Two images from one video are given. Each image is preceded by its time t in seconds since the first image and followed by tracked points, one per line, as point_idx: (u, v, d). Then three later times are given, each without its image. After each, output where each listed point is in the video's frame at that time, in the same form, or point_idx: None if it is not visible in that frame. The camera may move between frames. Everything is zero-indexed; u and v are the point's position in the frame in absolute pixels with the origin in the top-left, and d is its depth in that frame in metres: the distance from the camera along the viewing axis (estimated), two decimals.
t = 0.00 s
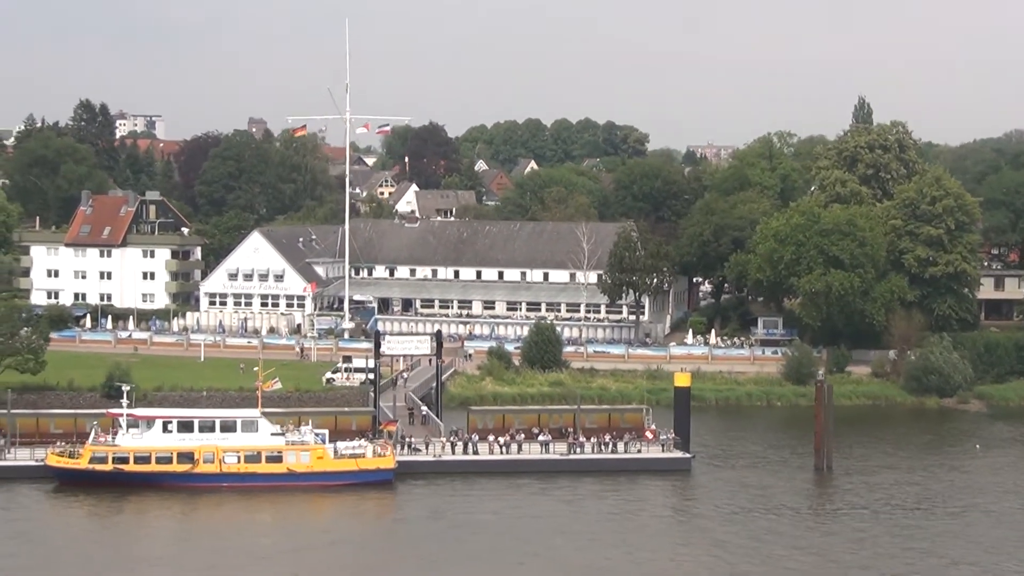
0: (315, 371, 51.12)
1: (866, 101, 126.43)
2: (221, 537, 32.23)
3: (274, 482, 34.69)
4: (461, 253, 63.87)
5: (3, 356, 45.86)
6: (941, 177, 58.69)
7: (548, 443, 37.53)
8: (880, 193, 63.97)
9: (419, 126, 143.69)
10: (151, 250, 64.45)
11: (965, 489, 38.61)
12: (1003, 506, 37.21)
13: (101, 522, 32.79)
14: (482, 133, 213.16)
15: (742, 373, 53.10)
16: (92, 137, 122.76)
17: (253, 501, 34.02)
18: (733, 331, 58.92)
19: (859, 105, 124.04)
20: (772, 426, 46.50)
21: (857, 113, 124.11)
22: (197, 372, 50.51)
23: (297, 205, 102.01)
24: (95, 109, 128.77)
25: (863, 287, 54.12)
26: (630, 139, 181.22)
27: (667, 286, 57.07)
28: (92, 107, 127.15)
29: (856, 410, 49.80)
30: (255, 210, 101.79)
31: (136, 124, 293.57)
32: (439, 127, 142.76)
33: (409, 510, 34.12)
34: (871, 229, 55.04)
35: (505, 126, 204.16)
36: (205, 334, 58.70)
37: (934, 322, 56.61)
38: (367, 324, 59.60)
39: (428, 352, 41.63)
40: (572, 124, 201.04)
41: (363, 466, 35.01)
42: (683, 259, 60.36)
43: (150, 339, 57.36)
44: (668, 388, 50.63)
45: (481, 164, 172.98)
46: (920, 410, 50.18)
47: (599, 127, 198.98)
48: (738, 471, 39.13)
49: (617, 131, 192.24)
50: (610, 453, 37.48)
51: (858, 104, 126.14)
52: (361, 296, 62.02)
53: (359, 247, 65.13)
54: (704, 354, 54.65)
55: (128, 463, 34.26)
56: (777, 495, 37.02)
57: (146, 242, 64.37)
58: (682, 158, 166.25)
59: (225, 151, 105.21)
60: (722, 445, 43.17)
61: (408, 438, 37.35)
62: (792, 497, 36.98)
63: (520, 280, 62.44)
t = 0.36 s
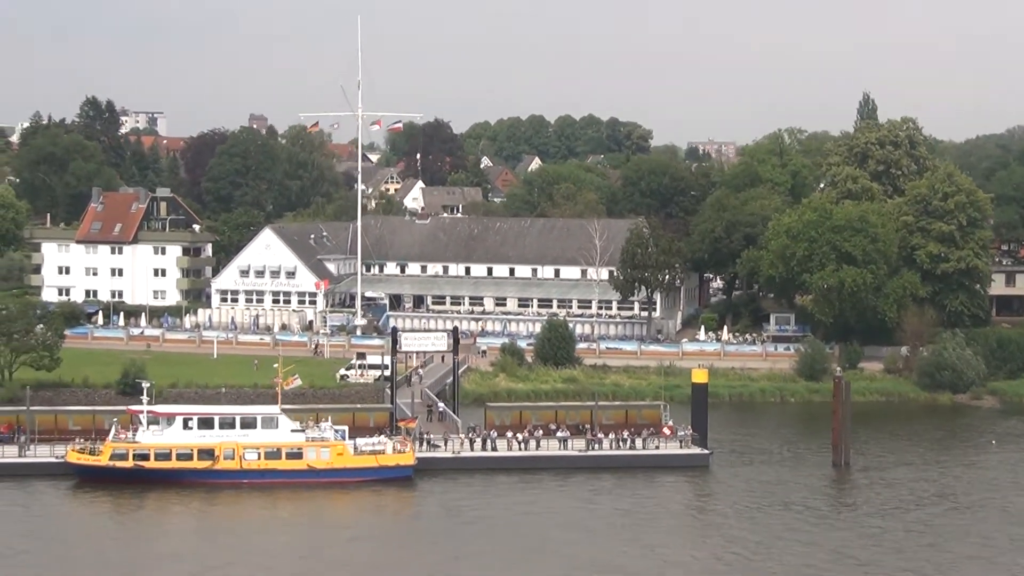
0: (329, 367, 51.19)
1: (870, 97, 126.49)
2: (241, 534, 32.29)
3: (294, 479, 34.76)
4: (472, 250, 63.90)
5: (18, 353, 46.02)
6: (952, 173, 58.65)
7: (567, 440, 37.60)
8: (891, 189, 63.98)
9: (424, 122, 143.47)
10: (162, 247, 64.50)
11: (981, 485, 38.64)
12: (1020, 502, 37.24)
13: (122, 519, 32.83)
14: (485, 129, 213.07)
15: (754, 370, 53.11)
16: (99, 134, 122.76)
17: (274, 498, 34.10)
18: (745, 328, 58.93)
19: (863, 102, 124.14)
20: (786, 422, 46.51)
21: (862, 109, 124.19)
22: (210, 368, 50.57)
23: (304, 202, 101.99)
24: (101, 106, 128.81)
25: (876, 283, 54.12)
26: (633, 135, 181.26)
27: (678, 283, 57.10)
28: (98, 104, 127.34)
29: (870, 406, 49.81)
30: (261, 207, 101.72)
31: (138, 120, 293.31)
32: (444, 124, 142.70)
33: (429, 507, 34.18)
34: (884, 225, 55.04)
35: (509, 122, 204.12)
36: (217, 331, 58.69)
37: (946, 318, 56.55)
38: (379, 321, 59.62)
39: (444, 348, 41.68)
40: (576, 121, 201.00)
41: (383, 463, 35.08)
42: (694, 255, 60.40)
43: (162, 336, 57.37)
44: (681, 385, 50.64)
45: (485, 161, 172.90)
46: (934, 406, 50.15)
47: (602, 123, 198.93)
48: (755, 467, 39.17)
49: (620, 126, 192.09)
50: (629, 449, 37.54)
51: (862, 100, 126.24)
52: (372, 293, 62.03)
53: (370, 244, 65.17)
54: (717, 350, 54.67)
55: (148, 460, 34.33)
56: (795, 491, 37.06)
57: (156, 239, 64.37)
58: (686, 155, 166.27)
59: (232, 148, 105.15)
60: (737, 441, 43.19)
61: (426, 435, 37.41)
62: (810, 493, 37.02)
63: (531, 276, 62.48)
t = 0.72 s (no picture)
0: (345, 363, 51.31)
1: (877, 92, 126.40)
2: (264, 530, 32.35)
3: (316, 474, 34.84)
4: (485, 245, 63.95)
5: (35, 349, 46.15)
6: (965, 169, 58.56)
7: (586, 435, 37.73)
8: (904, 185, 63.97)
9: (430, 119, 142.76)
10: (175, 243, 64.52)
11: (999, 479, 38.68)
12: None
13: (144, 516, 32.91)
14: (491, 125, 212.95)
15: (769, 366, 53.12)
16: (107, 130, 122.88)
17: (295, 493, 34.17)
18: (758, 323, 58.96)
19: (870, 98, 124.32)
20: (802, 416, 46.54)
21: (868, 104, 124.22)
22: (225, 364, 50.70)
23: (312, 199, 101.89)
24: (109, 103, 128.90)
25: (890, 278, 54.13)
26: (638, 131, 181.23)
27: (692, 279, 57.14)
28: (107, 100, 127.48)
29: (884, 401, 49.83)
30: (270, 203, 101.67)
31: (142, 117, 293.19)
32: (451, 120, 142.74)
33: (450, 502, 34.25)
34: (898, 220, 55.05)
35: (514, 118, 204.09)
36: (231, 327, 58.74)
37: (959, 314, 56.45)
38: (393, 317, 59.68)
39: (462, 344, 41.71)
40: (581, 117, 200.91)
41: (404, 458, 35.17)
42: (707, 251, 60.47)
43: (176, 332, 57.43)
44: (696, 379, 50.65)
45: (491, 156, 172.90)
46: (949, 401, 50.12)
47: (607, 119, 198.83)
48: (773, 462, 39.23)
49: (625, 122, 191.56)
50: (648, 444, 37.60)
51: (869, 96, 126.23)
52: (385, 288, 62.06)
53: (382, 240, 65.26)
54: (731, 346, 54.69)
55: (170, 456, 34.41)
56: (814, 486, 37.12)
57: (169, 235, 64.40)
58: (692, 150, 166.32)
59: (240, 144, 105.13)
60: (753, 436, 43.23)
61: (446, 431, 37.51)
62: (830, 488, 37.06)
63: (544, 272, 62.54)
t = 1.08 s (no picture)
0: (358, 361, 51.40)
1: (881, 90, 126.50)
2: (284, 527, 32.39)
3: (335, 471, 34.89)
4: (495, 242, 63.98)
5: (49, 347, 46.06)
6: (976, 165, 58.16)
7: (605, 431, 37.76)
8: (914, 181, 63.79)
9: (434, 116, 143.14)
10: (185, 240, 64.51)
11: (1016, 474, 38.73)
12: None
13: (165, 513, 32.96)
14: (493, 122, 212.91)
15: (781, 361, 53.11)
16: (112, 126, 122.80)
17: (315, 490, 34.23)
18: (769, 319, 58.93)
19: (874, 96, 124.64)
20: (816, 411, 46.57)
21: (872, 103, 124.48)
22: (239, 361, 50.73)
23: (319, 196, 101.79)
24: (115, 100, 128.80)
25: (901, 274, 54.05)
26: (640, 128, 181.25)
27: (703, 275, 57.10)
28: (112, 97, 127.36)
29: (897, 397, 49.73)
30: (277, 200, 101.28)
31: (143, 115, 292.94)
32: (455, 118, 142.79)
33: (469, 499, 34.32)
34: (909, 217, 54.96)
35: (517, 115, 204.16)
36: (242, 324, 58.76)
37: (971, 311, 55.78)
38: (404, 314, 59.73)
39: (478, 341, 41.79)
40: (584, 114, 200.97)
41: (424, 455, 35.23)
42: (719, 247, 60.46)
43: (187, 329, 57.46)
44: (709, 375, 50.65)
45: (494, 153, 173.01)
46: (962, 396, 49.93)
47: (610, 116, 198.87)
48: (790, 458, 39.28)
49: (628, 119, 191.71)
50: (666, 440, 37.67)
51: (873, 93, 126.42)
52: (396, 285, 62.14)
53: (392, 237, 65.31)
54: (743, 342, 54.71)
55: (190, 453, 34.45)
56: (831, 482, 37.17)
57: (180, 232, 64.39)
58: (695, 147, 166.38)
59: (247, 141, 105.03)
60: (768, 431, 43.27)
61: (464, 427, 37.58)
62: (847, 483, 37.12)
63: (555, 268, 62.55)
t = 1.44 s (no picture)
0: (367, 355, 51.43)
1: (880, 82, 126.58)
2: (300, 521, 32.44)
3: (350, 464, 34.96)
4: (501, 236, 64.02)
5: (58, 342, 45.99)
6: (982, 158, 58.02)
7: (618, 425, 37.83)
8: (919, 174, 63.73)
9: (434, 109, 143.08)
10: (191, 235, 64.51)
11: None
12: None
13: (181, 507, 33.03)
14: (491, 116, 212.77)
15: (789, 354, 53.15)
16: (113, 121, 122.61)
17: (330, 484, 34.29)
18: (776, 313, 58.95)
19: (873, 89, 124.93)
20: (824, 404, 46.63)
21: (872, 96, 124.68)
22: (247, 356, 50.73)
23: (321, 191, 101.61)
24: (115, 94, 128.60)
25: (908, 267, 54.03)
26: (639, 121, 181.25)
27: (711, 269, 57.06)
28: (113, 92, 127.24)
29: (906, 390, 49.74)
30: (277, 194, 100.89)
31: (139, 109, 292.41)
32: (456, 111, 142.84)
33: (484, 493, 34.39)
34: (916, 209, 54.92)
35: (516, 109, 204.10)
36: (249, 318, 58.78)
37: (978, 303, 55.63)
38: (411, 308, 59.79)
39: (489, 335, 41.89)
40: (582, 107, 200.94)
41: (438, 449, 35.31)
42: (725, 241, 60.48)
43: (194, 324, 57.46)
44: (717, 369, 50.70)
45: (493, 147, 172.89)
46: (970, 388, 49.91)
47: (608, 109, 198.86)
48: (801, 450, 39.37)
49: (626, 112, 191.68)
50: (679, 433, 37.76)
51: (872, 86, 126.57)
52: (403, 280, 62.18)
53: (398, 231, 65.35)
54: (750, 335, 54.78)
55: (205, 447, 34.51)
56: (843, 474, 37.26)
57: (186, 227, 64.39)
58: (694, 141, 166.45)
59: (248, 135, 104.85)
60: (778, 424, 43.36)
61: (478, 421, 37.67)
62: (859, 475, 37.21)
63: (560, 262, 62.58)
